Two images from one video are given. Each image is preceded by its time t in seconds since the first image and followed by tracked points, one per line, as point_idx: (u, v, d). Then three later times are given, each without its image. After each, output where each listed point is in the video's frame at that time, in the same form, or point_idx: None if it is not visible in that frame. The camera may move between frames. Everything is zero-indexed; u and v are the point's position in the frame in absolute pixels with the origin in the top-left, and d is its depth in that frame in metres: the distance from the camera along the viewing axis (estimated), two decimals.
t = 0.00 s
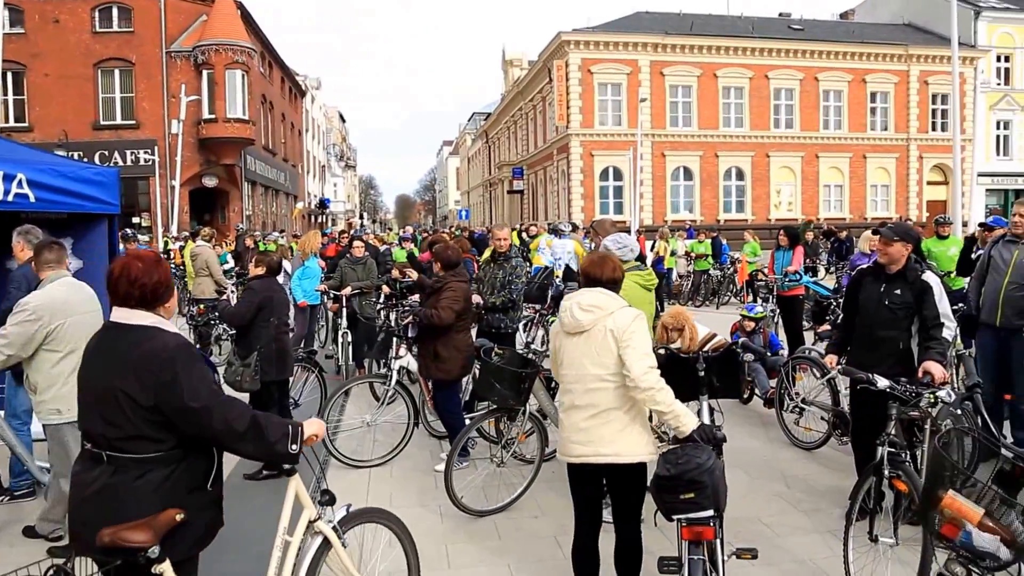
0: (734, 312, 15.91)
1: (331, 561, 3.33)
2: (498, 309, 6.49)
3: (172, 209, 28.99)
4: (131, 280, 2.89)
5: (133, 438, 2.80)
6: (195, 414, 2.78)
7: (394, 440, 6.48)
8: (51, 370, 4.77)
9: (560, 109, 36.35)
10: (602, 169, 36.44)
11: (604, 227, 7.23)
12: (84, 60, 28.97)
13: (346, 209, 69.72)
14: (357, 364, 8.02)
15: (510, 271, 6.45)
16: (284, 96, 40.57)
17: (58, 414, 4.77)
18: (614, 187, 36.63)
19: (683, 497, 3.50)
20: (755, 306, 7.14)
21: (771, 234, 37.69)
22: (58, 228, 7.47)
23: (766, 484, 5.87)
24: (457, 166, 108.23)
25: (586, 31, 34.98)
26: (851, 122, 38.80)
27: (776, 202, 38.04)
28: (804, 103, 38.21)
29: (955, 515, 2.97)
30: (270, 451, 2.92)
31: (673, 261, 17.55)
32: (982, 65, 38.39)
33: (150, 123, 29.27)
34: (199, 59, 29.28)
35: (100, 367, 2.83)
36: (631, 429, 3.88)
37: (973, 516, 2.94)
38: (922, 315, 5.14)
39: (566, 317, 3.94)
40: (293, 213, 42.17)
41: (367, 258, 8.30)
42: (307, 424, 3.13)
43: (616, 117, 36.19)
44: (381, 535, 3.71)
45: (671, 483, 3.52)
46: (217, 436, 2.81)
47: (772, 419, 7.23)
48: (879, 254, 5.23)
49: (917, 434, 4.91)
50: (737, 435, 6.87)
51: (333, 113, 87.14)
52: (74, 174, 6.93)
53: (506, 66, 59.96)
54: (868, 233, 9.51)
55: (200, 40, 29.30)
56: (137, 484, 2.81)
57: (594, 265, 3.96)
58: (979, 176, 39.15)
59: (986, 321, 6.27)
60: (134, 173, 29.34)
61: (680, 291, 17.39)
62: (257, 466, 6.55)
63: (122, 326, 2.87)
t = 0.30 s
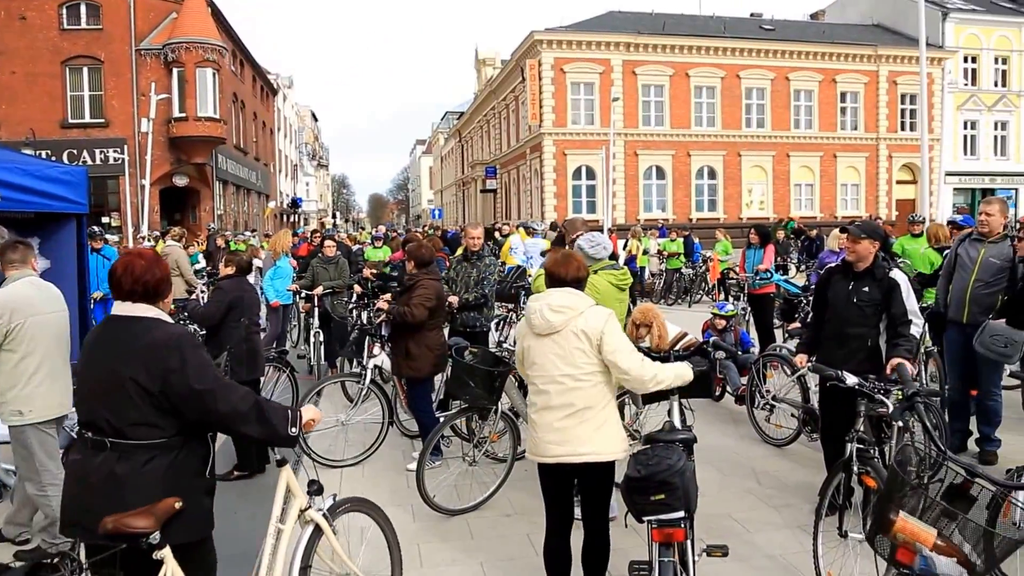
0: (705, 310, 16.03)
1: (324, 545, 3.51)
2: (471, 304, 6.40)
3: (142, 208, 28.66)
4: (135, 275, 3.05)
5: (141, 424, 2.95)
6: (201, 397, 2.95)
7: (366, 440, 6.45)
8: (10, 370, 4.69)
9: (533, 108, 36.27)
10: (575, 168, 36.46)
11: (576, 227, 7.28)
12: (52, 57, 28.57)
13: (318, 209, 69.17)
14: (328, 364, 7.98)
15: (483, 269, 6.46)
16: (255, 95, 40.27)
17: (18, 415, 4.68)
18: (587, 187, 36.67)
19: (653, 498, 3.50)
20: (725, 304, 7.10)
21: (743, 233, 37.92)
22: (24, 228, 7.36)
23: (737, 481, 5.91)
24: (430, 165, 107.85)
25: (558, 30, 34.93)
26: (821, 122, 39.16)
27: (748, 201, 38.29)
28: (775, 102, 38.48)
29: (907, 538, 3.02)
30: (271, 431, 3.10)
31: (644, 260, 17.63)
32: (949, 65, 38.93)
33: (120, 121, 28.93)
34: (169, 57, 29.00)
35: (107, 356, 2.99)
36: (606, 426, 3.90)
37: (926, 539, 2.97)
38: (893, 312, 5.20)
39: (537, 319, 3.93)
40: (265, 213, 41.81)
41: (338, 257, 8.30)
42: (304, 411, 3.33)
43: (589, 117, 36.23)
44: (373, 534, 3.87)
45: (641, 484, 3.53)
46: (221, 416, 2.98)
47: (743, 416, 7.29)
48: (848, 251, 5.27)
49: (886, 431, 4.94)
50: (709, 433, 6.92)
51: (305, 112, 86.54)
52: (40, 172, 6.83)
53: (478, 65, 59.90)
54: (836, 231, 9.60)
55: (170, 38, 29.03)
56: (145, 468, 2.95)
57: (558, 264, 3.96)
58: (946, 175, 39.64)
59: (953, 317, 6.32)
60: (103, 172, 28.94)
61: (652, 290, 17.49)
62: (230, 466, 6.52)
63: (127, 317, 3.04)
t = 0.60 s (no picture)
0: (676, 309, 16.13)
1: (322, 526, 3.66)
2: (444, 305, 6.39)
3: (110, 208, 28.28)
4: (148, 276, 3.16)
5: (163, 418, 3.11)
6: (220, 388, 3.10)
7: (339, 441, 6.42)
8: None
9: (506, 107, 36.13)
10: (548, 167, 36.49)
11: (546, 226, 7.30)
12: (18, 55, 28.14)
13: (290, 208, 68.69)
14: (300, 365, 7.94)
15: (454, 268, 6.43)
16: (226, 93, 39.92)
17: None
18: (560, 186, 36.72)
19: (625, 499, 3.47)
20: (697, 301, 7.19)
21: (715, 232, 38.13)
22: None
23: (708, 478, 5.94)
24: (403, 164, 107.36)
25: (531, 29, 34.89)
26: (793, 121, 39.49)
27: (720, 200, 38.54)
28: (747, 102, 38.74)
29: None
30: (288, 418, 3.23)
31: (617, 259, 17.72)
32: (917, 66, 39.42)
33: (88, 120, 28.55)
34: (138, 55, 28.66)
35: (127, 356, 3.13)
36: (589, 426, 3.89)
37: None
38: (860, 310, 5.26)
39: (525, 321, 3.85)
40: (237, 212, 41.47)
41: (310, 257, 8.28)
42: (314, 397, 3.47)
43: (562, 116, 36.26)
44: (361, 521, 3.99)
45: (613, 484, 3.50)
46: (238, 407, 3.12)
47: (714, 414, 7.35)
48: (818, 250, 5.31)
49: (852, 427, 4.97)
50: (680, 431, 6.96)
51: (276, 110, 85.86)
52: (6, 172, 6.76)
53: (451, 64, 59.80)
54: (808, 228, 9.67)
55: (139, 35, 28.72)
56: (169, 459, 3.12)
57: (541, 263, 3.92)
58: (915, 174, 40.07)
59: (920, 315, 6.41)
60: (70, 171, 28.50)
61: (626, 289, 17.59)
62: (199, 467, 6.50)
63: (142, 318, 3.17)
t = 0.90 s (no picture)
0: (648, 308, 16.18)
1: (317, 509, 3.92)
2: (416, 304, 6.35)
3: (76, 207, 27.80)
4: (158, 271, 3.46)
5: (178, 404, 3.35)
6: (237, 372, 3.36)
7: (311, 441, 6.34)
8: None
9: (479, 106, 36.13)
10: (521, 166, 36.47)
11: (518, 225, 7.34)
12: None
13: (261, 207, 68.06)
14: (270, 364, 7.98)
15: (425, 267, 6.43)
16: (196, 92, 39.51)
17: None
18: (534, 186, 36.70)
19: (596, 499, 3.25)
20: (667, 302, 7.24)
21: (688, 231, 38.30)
22: None
23: (680, 477, 5.93)
24: (376, 164, 106.80)
25: (504, 28, 34.84)
26: (764, 121, 39.77)
27: (693, 200, 38.72)
28: (719, 102, 38.97)
29: None
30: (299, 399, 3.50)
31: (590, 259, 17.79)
32: (886, 67, 39.91)
33: (54, 117, 28.06)
34: (105, 52, 28.29)
35: (142, 346, 3.37)
36: (574, 424, 3.66)
37: None
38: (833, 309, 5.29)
39: (517, 322, 3.56)
40: (207, 212, 40.98)
41: (280, 258, 8.33)
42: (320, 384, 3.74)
43: (535, 115, 36.26)
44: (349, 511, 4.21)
45: (582, 485, 3.26)
46: (253, 389, 3.38)
47: (686, 413, 7.38)
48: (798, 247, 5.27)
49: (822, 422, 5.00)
50: (652, 430, 6.97)
51: (248, 109, 85.09)
52: None
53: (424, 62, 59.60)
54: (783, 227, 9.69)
55: (106, 32, 28.34)
56: (181, 442, 3.37)
57: (524, 262, 3.65)
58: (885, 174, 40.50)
59: (888, 313, 6.46)
60: (35, 170, 27.94)
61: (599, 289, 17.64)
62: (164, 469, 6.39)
63: (154, 310, 3.44)
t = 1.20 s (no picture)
0: (619, 308, 16.26)
1: (301, 498, 4.03)
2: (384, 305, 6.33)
3: (41, 207, 27.29)
4: (148, 269, 3.51)
5: (165, 398, 3.41)
6: (224, 365, 3.42)
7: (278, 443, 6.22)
8: None
9: (451, 105, 36.04)
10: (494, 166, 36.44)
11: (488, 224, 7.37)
12: None
13: (232, 206, 67.38)
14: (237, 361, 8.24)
15: (396, 267, 6.39)
16: (165, 89, 39.06)
17: None
18: (506, 185, 36.69)
19: (564, 499, 3.00)
20: (640, 301, 7.30)
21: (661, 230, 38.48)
22: None
23: (650, 476, 5.94)
24: (347, 164, 106.13)
25: (477, 27, 34.76)
26: (736, 121, 40.03)
27: (665, 199, 38.92)
28: (692, 102, 39.19)
29: None
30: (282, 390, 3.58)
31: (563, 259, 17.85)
32: (855, 67, 40.35)
33: (19, 115, 27.53)
34: (71, 49, 27.96)
35: (131, 343, 3.42)
36: (551, 421, 3.45)
37: None
38: (810, 306, 4.95)
39: (495, 319, 3.32)
40: (176, 212, 40.48)
41: (250, 258, 8.46)
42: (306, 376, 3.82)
43: (508, 115, 36.24)
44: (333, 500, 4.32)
45: (552, 485, 3.01)
46: (240, 382, 3.45)
47: (657, 413, 7.42)
48: (770, 245, 4.92)
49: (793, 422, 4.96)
50: (623, 429, 6.98)
51: (217, 108, 84.29)
52: None
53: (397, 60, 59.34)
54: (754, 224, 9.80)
55: (72, 28, 28.02)
56: (167, 434, 3.41)
57: (499, 260, 3.43)
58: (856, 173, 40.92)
59: (855, 311, 6.49)
60: None
61: (571, 288, 17.69)
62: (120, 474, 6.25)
63: (143, 307, 3.48)
